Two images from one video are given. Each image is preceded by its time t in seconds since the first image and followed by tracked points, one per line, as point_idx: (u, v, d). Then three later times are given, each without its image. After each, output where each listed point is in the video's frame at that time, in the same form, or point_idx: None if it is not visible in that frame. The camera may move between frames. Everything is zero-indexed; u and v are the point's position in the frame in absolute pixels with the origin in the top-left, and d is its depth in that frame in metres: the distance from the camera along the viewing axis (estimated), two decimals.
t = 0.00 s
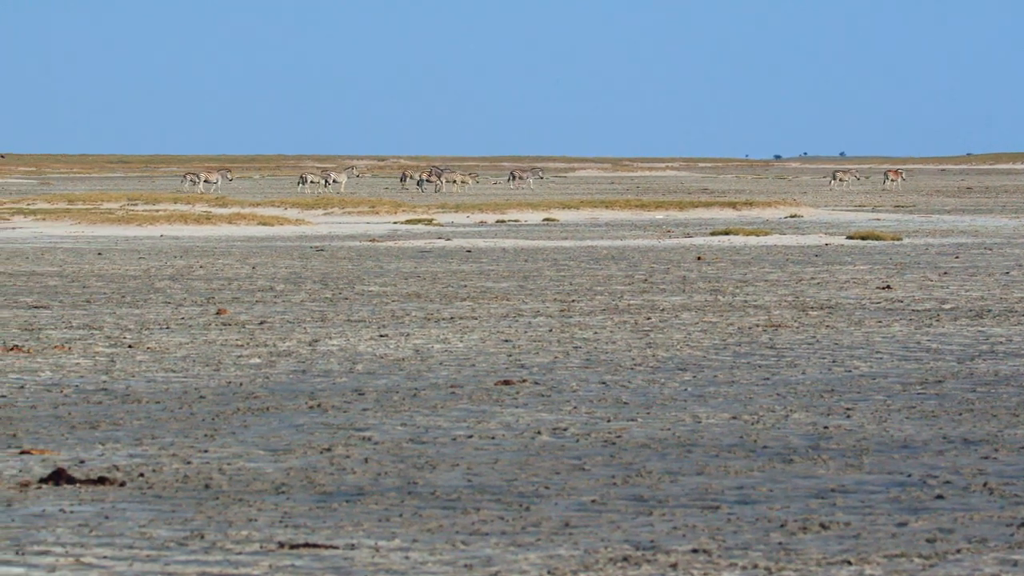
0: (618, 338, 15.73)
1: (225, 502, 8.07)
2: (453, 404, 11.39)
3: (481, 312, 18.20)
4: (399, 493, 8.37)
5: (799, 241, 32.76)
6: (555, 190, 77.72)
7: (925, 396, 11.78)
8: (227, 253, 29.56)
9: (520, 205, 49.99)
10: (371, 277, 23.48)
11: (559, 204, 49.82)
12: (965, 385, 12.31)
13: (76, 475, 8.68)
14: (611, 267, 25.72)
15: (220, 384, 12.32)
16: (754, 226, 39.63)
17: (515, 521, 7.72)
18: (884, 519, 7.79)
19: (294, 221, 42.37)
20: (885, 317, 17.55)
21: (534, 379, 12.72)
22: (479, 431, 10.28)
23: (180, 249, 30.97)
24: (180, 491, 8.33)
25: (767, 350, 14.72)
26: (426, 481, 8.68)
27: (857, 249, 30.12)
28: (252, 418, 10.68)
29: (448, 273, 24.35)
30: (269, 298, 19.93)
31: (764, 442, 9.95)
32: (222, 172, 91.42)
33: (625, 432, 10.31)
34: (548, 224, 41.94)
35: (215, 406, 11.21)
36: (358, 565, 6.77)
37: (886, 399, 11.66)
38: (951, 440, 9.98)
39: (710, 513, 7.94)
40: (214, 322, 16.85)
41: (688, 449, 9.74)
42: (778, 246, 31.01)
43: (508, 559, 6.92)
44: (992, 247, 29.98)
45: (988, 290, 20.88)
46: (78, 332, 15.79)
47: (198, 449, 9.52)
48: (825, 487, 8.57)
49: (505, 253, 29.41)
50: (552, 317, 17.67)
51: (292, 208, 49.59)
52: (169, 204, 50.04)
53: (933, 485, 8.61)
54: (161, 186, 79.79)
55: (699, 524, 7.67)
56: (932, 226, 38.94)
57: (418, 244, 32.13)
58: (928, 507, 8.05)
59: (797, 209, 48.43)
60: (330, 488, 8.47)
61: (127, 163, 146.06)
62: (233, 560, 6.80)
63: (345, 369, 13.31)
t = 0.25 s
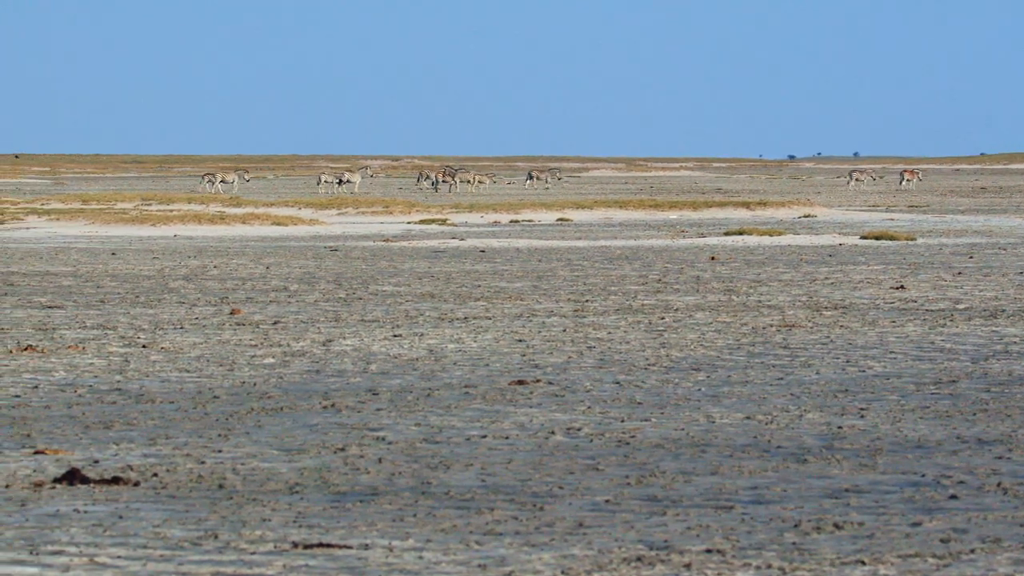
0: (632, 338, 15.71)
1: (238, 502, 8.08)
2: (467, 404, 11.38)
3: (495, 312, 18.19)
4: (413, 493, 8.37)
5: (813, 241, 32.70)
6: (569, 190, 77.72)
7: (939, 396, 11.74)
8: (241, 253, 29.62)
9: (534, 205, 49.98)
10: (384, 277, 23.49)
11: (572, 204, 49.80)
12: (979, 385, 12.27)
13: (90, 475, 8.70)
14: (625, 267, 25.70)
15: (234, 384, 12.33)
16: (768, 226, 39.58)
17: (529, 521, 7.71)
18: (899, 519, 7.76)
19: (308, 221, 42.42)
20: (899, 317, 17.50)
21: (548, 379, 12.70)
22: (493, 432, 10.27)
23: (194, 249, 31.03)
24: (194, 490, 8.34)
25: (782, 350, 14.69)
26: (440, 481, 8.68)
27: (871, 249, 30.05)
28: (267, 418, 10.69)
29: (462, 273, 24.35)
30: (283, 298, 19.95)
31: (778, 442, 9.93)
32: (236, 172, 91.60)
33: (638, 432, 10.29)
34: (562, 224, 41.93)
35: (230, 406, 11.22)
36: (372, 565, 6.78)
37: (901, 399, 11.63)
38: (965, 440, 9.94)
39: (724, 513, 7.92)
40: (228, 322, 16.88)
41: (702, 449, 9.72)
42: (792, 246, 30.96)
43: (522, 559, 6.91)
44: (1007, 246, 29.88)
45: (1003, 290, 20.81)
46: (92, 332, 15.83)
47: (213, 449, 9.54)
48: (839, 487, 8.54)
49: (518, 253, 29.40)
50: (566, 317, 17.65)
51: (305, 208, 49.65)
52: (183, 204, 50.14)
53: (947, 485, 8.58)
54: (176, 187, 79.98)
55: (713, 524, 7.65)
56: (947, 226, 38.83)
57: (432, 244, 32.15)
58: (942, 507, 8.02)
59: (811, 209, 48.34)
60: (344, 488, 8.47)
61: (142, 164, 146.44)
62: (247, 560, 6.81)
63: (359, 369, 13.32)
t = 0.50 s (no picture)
0: (647, 338, 15.70)
1: (253, 502, 8.08)
2: (481, 404, 11.38)
3: (509, 312, 18.20)
4: (427, 493, 8.37)
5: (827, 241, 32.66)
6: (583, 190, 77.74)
7: (954, 396, 11.70)
8: (256, 253, 29.69)
9: (548, 205, 50.00)
10: (398, 277, 23.52)
11: (586, 205, 49.81)
12: (994, 385, 12.22)
13: (104, 475, 8.71)
14: (639, 267, 25.69)
15: (249, 384, 12.35)
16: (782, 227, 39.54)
17: (543, 521, 7.71)
18: (913, 519, 7.73)
19: (322, 221, 42.51)
20: (913, 317, 17.45)
21: (562, 379, 12.69)
22: (507, 432, 10.27)
23: (208, 249, 31.12)
24: (208, 490, 8.36)
25: (796, 350, 14.66)
26: (454, 482, 8.68)
27: (886, 249, 30.01)
28: (281, 418, 10.71)
29: (476, 273, 24.37)
30: (297, 298, 19.99)
31: (792, 443, 9.91)
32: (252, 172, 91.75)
33: (652, 432, 10.27)
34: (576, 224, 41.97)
35: (244, 406, 11.24)
36: (386, 565, 6.78)
37: (915, 399, 11.59)
38: (980, 440, 9.90)
39: (738, 513, 7.90)
40: (242, 322, 16.92)
41: (716, 450, 9.70)
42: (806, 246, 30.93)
43: (536, 560, 6.90)
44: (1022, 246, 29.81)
45: (1018, 290, 20.75)
46: (107, 332, 15.87)
47: (227, 449, 9.55)
48: (853, 488, 8.52)
49: (532, 253, 29.42)
50: (580, 317, 17.63)
51: (320, 208, 49.75)
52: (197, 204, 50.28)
53: (962, 485, 8.54)
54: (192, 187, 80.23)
55: (727, 524, 7.64)
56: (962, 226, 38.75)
57: (446, 244, 32.20)
58: (957, 507, 7.99)
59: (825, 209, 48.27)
60: (358, 488, 8.48)
61: (157, 164, 146.87)
62: (261, 560, 6.81)
63: (373, 369, 13.33)
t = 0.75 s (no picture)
0: (661, 338, 15.68)
1: (267, 502, 8.09)
2: (496, 404, 11.37)
3: (524, 312, 18.20)
4: (442, 493, 8.36)
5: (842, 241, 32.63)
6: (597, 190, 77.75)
7: (969, 396, 11.66)
8: (271, 253, 29.76)
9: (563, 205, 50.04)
10: (413, 277, 23.55)
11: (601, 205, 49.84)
12: (1009, 386, 12.17)
13: (119, 475, 8.73)
14: (654, 267, 25.69)
15: (264, 384, 12.37)
16: (797, 227, 39.50)
17: (558, 521, 7.70)
18: (928, 519, 7.70)
19: (337, 221, 42.60)
20: (928, 317, 17.41)
21: (576, 379, 12.68)
22: (521, 432, 10.26)
23: (223, 249, 31.20)
24: (223, 490, 8.37)
25: (811, 350, 14.63)
26: (468, 482, 8.67)
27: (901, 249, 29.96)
28: (295, 419, 10.72)
29: (491, 273, 24.39)
30: (312, 298, 20.02)
31: (807, 443, 9.88)
32: (267, 172, 91.98)
33: (667, 433, 10.25)
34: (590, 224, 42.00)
35: (259, 406, 11.26)
36: (401, 565, 6.78)
37: (930, 399, 11.55)
38: (995, 440, 9.87)
39: (753, 514, 7.88)
40: (257, 322, 16.96)
41: (731, 450, 9.68)
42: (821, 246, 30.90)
43: (550, 560, 6.89)
44: None
45: None
46: (122, 332, 15.92)
47: (242, 449, 9.57)
48: (868, 488, 8.49)
49: (547, 253, 29.43)
50: (594, 317, 17.62)
51: (334, 208, 49.84)
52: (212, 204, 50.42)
53: (977, 485, 8.51)
54: (207, 188, 80.43)
55: (742, 525, 7.62)
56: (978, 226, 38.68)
57: (461, 244, 32.25)
58: (972, 507, 7.95)
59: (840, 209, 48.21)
60: (373, 488, 8.48)
61: (172, 164, 147.32)
62: (276, 560, 6.82)
63: (388, 369, 13.33)
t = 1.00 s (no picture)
0: (677, 338, 15.68)
1: (283, 502, 8.10)
2: (511, 404, 11.37)
3: (539, 312, 18.21)
4: (457, 493, 8.36)
5: (857, 241, 32.65)
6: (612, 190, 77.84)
7: (984, 396, 11.61)
8: (287, 253, 29.87)
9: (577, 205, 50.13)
10: (429, 277, 23.61)
11: (616, 205, 49.91)
12: None
13: (134, 475, 8.76)
14: (669, 267, 25.71)
15: (279, 384, 12.39)
16: (812, 227, 39.51)
17: (573, 522, 7.69)
18: (943, 520, 7.68)
19: (352, 221, 42.75)
20: (943, 317, 17.38)
21: (592, 379, 12.67)
22: (537, 432, 10.25)
23: (239, 249, 31.33)
24: (239, 491, 8.38)
25: (826, 350, 14.59)
26: (483, 482, 8.67)
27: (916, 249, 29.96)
28: (311, 419, 10.73)
29: (506, 273, 24.44)
30: (327, 298, 20.08)
31: (822, 443, 9.84)
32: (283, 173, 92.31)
33: (682, 433, 10.24)
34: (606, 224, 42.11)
35: (274, 407, 11.28)
36: (416, 565, 6.77)
37: (945, 400, 11.51)
38: (1010, 440, 9.82)
39: (769, 514, 7.86)
40: (272, 322, 17.01)
41: (746, 450, 9.66)
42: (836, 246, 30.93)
43: (566, 560, 6.88)
44: None
45: None
46: (137, 332, 15.99)
47: (258, 449, 9.58)
48: (882, 488, 8.46)
49: (562, 253, 29.49)
50: (609, 317, 17.63)
51: (350, 208, 50.00)
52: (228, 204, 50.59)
53: (992, 486, 8.47)
54: (223, 188, 80.73)
55: (757, 525, 7.60)
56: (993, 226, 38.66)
57: (476, 244, 32.34)
58: (987, 508, 7.92)
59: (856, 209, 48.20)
60: (388, 489, 8.49)
61: (189, 164, 147.84)
62: (292, 561, 6.82)
63: (403, 369, 13.34)
